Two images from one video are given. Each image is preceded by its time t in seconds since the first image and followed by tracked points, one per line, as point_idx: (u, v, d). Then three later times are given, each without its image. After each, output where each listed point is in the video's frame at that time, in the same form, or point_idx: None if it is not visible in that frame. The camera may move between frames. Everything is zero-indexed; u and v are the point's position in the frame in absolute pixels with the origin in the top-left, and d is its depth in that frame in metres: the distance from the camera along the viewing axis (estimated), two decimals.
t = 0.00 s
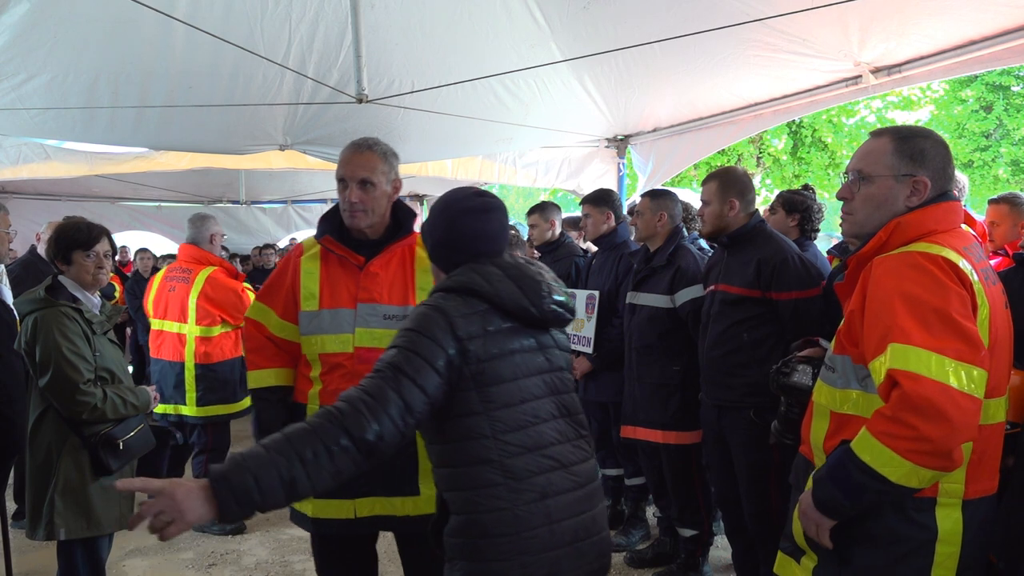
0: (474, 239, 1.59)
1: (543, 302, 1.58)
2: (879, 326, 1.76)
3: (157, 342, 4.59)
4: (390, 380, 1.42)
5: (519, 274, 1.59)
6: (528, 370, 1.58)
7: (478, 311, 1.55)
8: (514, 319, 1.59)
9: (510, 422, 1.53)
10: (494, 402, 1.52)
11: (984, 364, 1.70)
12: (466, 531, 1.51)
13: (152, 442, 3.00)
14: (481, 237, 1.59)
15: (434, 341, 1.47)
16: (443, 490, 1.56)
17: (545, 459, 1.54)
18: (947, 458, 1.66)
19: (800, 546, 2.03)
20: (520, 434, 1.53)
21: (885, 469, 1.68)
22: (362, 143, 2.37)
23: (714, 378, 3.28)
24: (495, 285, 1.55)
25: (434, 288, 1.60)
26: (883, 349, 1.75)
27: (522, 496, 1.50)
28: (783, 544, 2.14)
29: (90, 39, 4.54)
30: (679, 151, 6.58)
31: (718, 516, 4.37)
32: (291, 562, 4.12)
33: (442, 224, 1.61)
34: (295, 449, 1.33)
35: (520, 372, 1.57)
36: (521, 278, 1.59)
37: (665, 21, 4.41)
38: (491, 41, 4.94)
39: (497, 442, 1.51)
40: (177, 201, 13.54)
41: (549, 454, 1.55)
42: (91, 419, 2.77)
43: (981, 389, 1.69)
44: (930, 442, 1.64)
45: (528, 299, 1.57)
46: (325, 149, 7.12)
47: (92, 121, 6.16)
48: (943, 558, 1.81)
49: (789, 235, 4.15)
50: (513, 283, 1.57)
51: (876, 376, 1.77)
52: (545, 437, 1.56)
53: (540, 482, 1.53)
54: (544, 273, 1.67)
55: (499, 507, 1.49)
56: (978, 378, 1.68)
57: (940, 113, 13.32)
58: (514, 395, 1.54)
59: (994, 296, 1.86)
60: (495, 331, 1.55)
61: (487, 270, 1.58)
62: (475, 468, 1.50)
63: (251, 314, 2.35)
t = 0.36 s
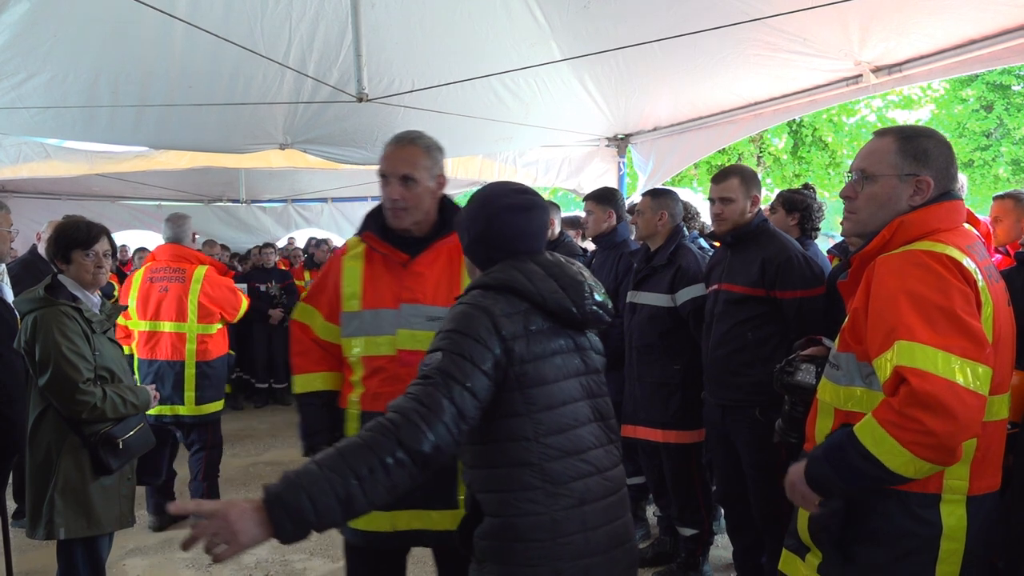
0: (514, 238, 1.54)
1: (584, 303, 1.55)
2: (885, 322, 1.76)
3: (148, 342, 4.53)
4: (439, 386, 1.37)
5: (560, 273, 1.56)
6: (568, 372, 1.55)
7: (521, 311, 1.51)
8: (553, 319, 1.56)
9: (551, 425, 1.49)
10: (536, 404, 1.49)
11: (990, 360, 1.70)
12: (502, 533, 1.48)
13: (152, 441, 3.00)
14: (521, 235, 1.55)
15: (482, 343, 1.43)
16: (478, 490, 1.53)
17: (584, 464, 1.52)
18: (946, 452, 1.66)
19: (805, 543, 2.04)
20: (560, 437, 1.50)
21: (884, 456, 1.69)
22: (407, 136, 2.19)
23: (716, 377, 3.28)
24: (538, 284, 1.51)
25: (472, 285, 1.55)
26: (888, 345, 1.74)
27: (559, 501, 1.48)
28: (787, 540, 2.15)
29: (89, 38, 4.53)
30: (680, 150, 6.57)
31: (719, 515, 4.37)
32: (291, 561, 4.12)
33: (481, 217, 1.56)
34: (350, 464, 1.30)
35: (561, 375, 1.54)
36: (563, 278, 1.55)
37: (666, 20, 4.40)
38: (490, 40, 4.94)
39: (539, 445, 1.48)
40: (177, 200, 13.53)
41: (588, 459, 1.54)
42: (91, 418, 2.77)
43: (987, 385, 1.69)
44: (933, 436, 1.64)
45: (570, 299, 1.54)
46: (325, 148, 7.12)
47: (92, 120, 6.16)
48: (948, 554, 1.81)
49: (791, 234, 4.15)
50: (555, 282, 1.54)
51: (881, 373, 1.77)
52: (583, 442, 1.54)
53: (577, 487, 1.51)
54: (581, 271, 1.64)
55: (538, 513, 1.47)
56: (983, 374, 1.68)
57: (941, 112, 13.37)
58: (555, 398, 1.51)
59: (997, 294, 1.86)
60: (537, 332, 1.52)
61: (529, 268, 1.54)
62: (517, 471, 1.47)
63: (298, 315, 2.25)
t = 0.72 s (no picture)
0: (512, 235, 1.53)
1: (568, 304, 1.51)
2: (884, 321, 1.76)
3: (148, 344, 4.48)
4: (417, 388, 1.37)
5: (547, 271, 1.51)
6: (545, 373, 1.52)
7: (500, 308, 1.48)
8: (535, 317, 1.52)
9: (522, 427, 1.47)
10: (509, 405, 1.46)
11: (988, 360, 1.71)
12: (470, 537, 1.46)
13: (152, 441, 3.00)
14: (514, 231, 1.52)
15: (459, 342, 1.41)
16: (451, 488, 1.53)
17: (556, 468, 1.50)
18: (942, 449, 1.67)
19: (805, 545, 2.02)
20: (531, 439, 1.48)
21: (879, 447, 1.72)
22: (463, 130, 2.13)
23: (716, 377, 3.29)
24: (520, 281, 1.48)
25: (458, 279, 1.53)
26: (888, 345, 1.75)
27: (527, 505, 1.46)
28: (787, 541, 2.14)
29: (89, 38, 4.53)
30: (680, 151, 6.57)
31: (718, 515, 4.38)
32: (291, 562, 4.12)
33: (479, 210, 1.55)
34: (340, 474, 1.28)
35: (538, 375, 1.51)
36: (547, 276, 1.51)
37: (666, 21, 4.40)
38: (490, 41, 4.94)
39: (510, 447, 1.46)
40: (177, 201, 13.53)
41: (561, 463, 1.51)
42: (91, 418, 2.77)
43: (986, 386, 1.69)
44: (930, 434, 1.65)
45: (551, 299, 1.49)
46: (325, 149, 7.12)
47: (92, 121, 6.15)
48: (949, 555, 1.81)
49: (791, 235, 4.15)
50: (539, 280, 1.50)
51: (881, 372, 1.77)
52: (557, 445, 1.51)
53: (548, 491, 1.48)
54: (572, 270, 1.59)
55: (499, 515, 1.45)
56: (981, 375, 1.68)
57: (942, 113, 13.31)
58: (530, 398, 1.49)
59: (999, 295, 1.86)
60: (515, 330, 1.49)
61: (514, 265, 1.50)
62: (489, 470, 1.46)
63: (336, 308, 2.22)
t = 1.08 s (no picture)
0: (512, 232, 1.50)
1: (578, 307, 1.50)
2: (882, 326, 1.76)
3: (159, 344, 4.44)
4: (425, 398, 1.34)
5: (556, 274, 1.50)
6: (557, 377, 1.51)
7: (510, 313, 1.45)
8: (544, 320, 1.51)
9: (534, 432, 1.46)
10: (520, 411, 1.45)
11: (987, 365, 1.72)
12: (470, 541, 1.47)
13: (152, 442, 3.00)
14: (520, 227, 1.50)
15: (469, 351, 1.38)
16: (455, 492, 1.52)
17: (565, 473, 1.50)
18: (940, 453, 1.67)
19: (804, 548, 2.02)
20: (541, 444, 1.47)
21: (876, 449, 1.73)
22: (441, 130, 2.04)
23: (716, 379, 3.29)
24: (529, 284, 1.46)
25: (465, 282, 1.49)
26: (885, 349, 1.75)
27: (535, 510, 1.46)
28: (786, 544, 2.14)
29: (90, 40, 4.54)
30: (679, 153, 6.58)
31: (718, 517, 4.38)
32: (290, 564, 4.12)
33: (481, 205, 1.52)
34: (342, 492, 1.26)
35: (548, 380, 1.50)
36: (556, 278, 1.50)
37: (666, 23, 4.41)
38: (490, 44, 4.96)
39: (520, 453, 1.45)
40: (177, 203, 13.54)
41: (570, 467, 1.51)
42: (92, 420, 2.77)
43: (984, 390, 1.69)
44: (928, 438, 1.65)
45: (564, 302, 1.48)
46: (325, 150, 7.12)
47: (93, 122, 6.16)
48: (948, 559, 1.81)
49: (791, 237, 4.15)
50: (549, 283, 1.48)
51: (879, 376, 1.77)
52: (567, 449, 1.51)
53: (556, 496, 1.49)
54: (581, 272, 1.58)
55: (507, 520, 1.45)
56: (979, 380, 1.69)
57: (940, 116, 13.38)
58: (540, 404, 1.48)
59: (998, 298, 1.87)
60: (525, 334, 1.47)
61: (523, 268, 1.49)
62: (495, 474, 1.45)
63: (317, 318, 2.13)
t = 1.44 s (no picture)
0: (543, 237, 1.57)
1: (623, 311, 1.57)
2: (879, 328, 1.76)
3: (170, 344, 4.46)
4: (530, 430, 1.35)
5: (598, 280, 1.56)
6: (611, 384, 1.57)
7: (579, 327, 1.46)
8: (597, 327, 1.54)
9: (602, 441, 1.51)
10: (591, 425, 1.48)
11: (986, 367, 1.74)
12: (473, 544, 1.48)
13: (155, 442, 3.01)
14: (552, 221, 1.59)
15: (562, 378, 1.39)
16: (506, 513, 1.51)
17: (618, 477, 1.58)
18: (938, 456, 1.67)
19: (803, 549, 2.02)
20: (602, 453, 1.52)
21: (874, 451, 1.73)
22: (332, 123, 1.76)
23: (716, 380, 3.29)
24: (588, 294, 1.50)
25: (519, 295, 1.47)
26: (882, 352, 1.75)
27: (596, 518, 1.52)
28: (785, 545, 2.14)
29: (91, 39, 4.54)
30: (680, 154, 6.59)
31: (718, 517, 4.38)
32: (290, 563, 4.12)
33: (516, 207, 1.57)
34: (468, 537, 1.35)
35: (608, 388, 1.54)
36: (593, 279, 1.56)
37: (666, 24, 4.41)
38: (490, 44, 4.95)
39: (592, 464, 1.49)
40: (178, 203, 13.55)
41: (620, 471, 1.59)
42: (95, 420, 2.78)
43: (982, 392, 1.70)
44: (925, 441, 1.65)
45: (614, 306, 1.54)
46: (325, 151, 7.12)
47: (93, 122, 6.17)
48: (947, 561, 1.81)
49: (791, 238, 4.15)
50: (599, 292, 1.53)
51: (877, 378, 1.77)
52: (617, 453, 1.59)
53: (609, 500, 1.55)
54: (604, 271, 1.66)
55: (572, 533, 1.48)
56: (977, 381, 1.69)
57: (941, 116, 13.37)
58: (603, 414, 1.51)
59: (999, 299, 1.87)
60: (592, 346, 1.49)
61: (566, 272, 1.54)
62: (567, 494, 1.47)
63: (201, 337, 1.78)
